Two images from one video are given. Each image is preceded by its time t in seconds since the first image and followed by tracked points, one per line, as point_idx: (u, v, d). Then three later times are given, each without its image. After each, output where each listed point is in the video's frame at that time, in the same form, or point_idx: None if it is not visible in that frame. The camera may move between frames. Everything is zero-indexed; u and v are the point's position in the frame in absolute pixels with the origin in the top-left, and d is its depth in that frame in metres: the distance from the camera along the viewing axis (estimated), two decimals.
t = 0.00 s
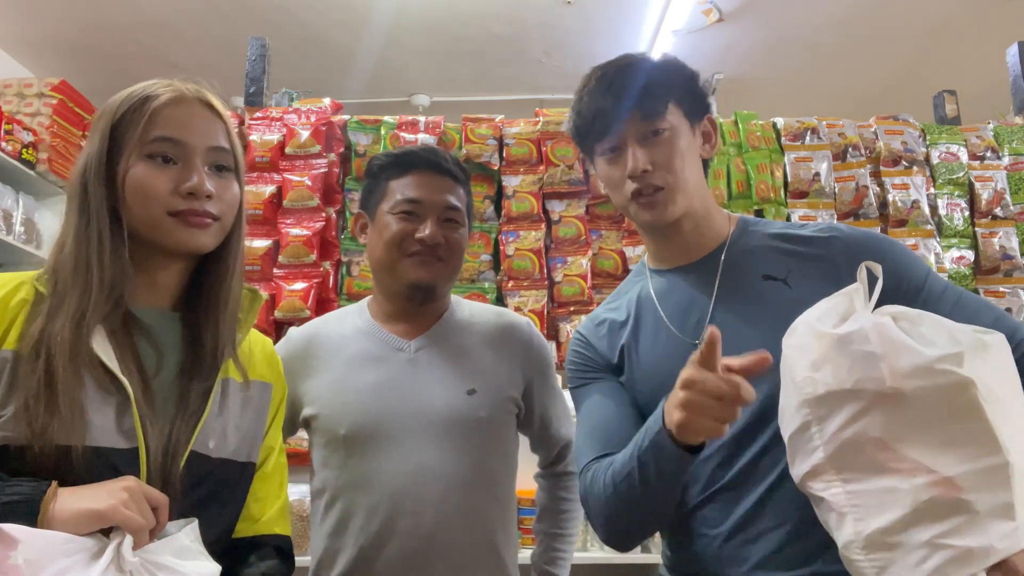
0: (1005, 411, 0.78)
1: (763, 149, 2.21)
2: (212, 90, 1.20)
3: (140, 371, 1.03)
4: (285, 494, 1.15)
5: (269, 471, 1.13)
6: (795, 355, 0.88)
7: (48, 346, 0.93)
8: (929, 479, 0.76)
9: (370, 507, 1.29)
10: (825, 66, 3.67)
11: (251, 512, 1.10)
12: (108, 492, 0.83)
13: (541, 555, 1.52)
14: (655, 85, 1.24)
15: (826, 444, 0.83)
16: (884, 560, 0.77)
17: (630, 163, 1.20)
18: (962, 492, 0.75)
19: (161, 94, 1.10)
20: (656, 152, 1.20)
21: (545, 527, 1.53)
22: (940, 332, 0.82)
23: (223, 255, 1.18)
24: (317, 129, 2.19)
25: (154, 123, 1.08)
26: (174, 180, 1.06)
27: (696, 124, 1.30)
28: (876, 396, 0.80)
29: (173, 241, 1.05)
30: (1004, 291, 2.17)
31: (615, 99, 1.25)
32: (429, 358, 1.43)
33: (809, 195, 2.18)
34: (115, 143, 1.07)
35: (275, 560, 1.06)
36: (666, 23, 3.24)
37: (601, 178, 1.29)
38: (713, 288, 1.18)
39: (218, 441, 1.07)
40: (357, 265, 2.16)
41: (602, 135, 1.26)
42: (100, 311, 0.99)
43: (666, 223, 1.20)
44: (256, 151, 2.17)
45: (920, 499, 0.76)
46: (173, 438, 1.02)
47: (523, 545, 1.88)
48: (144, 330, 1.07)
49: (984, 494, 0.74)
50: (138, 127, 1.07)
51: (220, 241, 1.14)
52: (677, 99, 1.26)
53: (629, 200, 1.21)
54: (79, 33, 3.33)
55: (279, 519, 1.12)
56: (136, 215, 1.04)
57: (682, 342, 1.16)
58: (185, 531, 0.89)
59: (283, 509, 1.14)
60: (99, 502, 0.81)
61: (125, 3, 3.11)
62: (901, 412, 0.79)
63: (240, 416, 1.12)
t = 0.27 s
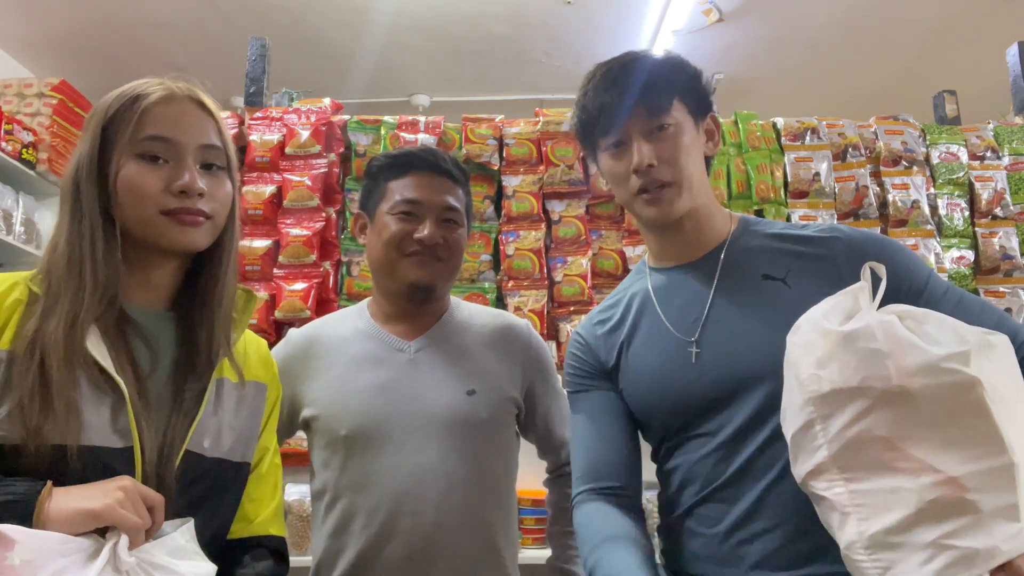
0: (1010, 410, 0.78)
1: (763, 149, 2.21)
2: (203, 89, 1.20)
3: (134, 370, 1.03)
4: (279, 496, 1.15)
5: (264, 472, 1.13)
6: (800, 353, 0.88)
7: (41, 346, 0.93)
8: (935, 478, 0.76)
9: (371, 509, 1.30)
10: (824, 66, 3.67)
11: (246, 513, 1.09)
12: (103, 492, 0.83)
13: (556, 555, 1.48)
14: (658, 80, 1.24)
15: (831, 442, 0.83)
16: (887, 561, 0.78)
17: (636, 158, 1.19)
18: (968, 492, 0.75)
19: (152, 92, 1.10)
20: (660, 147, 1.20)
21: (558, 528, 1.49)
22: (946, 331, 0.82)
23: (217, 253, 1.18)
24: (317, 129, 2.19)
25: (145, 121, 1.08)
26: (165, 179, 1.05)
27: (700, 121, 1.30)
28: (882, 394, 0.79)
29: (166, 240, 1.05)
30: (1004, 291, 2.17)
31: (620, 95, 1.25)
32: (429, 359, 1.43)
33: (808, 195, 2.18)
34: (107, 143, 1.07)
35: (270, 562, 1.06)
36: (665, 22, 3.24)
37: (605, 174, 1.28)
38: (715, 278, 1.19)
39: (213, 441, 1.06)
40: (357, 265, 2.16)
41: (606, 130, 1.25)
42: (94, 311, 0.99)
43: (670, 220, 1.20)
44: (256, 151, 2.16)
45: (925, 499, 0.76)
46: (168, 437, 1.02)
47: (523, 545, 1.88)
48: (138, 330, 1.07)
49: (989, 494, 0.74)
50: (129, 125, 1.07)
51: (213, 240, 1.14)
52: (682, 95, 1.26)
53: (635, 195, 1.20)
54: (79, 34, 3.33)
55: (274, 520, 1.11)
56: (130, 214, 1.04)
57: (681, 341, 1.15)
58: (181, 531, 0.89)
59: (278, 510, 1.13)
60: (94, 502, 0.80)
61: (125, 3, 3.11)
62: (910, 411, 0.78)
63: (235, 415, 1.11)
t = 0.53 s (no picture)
0: (1016, 410, 0.78)
1: (763, 149, 2.21)
2: (197, 87, 1.20)
3: (130, 369, 1.02)
4: (280, 495, 1.15)
5: (265, 472, 1.13)
6: (800, 353, 0.88)
7: (35, 346, 0.93)
8: (938, 480, 0.76)
9: (371, 510, 1.29)
10: (824, 66, 3.67)
11: (246, 511, 1.10)
12: (98, 491, 0.82)
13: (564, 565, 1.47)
14: (672, 71, 1.24)
15: (832, 444, 0.83)
16: (889, 564, 0.78)
17: (647, 149, 1.18)
18: (971, 494, 0.75)
19: (143, 91, 1.10)
20: (672, 140, 1.20)
21: (561, 538, 1.47)
22: (949, 330, 0.81)
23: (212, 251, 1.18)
24: (317, 129, 2.19)
25: (135, 120, 1.07)
26: (156, 177, 1.05)
27: (709, 118, 1.30)
28: (882, 395, 0.79)
29: (159, 239, 1.05)
30: (1004, 291, 2.17)
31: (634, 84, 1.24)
32: (428, 359, 1.43)
33: (808, 195, 2.18)
34: (98, 142, 1.07)
35: (271, 562, 1.07)
36: (665, 22, 3.24)
37: (611, 164, 1.27)
38: (715, 274, 1.18)
39: (210, 438, 1.06)
40: (357, 265, 2.16)
41: (616, 119, 1.24)
42: (89, 310, 0.99)
43: (675, 214, 1.19)
44: (256, 151, 2.16)
45: (927, 502, 0.76)
46: (165, 435, 1.02)
47: (523, 545, 1.88)
48: (133, 329, 1.07)
49: (994, 496, 0.74)
50: (120, 124, 1.06)
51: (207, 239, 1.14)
52: (694, 90, 1.26)
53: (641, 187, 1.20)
54: (79, 34, 3.33)
55: (275, 519, 1.11)
56: (123, 214, 1.04)
57: (681, 344, 1.15)
58: (179, 531, 0.89)
59: (280, 508, 1.14)
60: (90, 501, 0.80)
61: (125, 3, 3.11)
62: (910, 412, 0.78)
63: (233, 414, 1.11)
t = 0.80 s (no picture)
0: (1010, 421, 0.75)
1: (763, 149, 2.21)
2: (197, 85, 1.19)
3: (134, 371, 1.02)
4: (283, 494, 1.15)
5: (267, 472, 1.14)
6: (784, 364, 0.86)
7: (39, 348, 0.93)
8: (921, 495, 0.74)
9: (371, 511, 1.29)
10: (825, 66, 3.67)
11: (248, 513, 1.10)
12: (104, 494, 0.82)
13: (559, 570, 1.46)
14: (657, 73, 1.22)
15: (816, 455, 0.82)
16: None
17: (634, 154, 1.17)
18: (955, 509, 0.73)
19: (143, 89, 1.09)
20: (660, 143, 1.17)
21: (555, 545, 1.46)
22: (936, 338, 0.79)
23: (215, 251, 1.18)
24: (317, 129, 2.19)
25: (137, 119, 1.07)
26: (159, 176, 1.05)
27: (699, 116, 1.28)
28: (864, 409, 0.78)
29: (163, 238, 1.05)
30: (1004, 292, 2.16)
31: (620, 86, 1.22)
32: (429, 359, 1.43)
33: (809, 195, 2.18)
34: (100, 143, 1.06)
35: (274, 562, 1.06)
36: (665, 22, 3.24)
37: (601, 169, 1.25)
38: (707, 278, 1.18)
39: (215, 441, 1.07)
40: (357, 265, 2.16)
41: (602, 124, 1.23)
42: (92, 313, 0.99)
43: (667, 217, 1.18)
44: (256, 151, 2.16)
45: (910, 516, 0.74)
46: (170, 438, 1.02)
47: (523, 545, 1.88)
48: (137, 330, 1.07)
49: (980, 511, 0.72)
50: (122, 124, 1.06)
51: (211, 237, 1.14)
52: (682, 89, 1.24)
53: (630, 191, 1.19)
54: (79, 34, 3.33)
55: (277, 519, 1.11)
56: (126, 215, 1.04)
57: (674, 348, 1.16)
58: (184, 534, 0.89)
59: (283, 508, 1.14)
60: (96, 505, 0.80)
61: (125, 3, 3.11)
62: (893, 424, 0.77)
63: (237, 416, 1.11)
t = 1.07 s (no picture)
0: (997, 434, 0.72)
1: (763, 149, 2.21)
2: (209, 86, 1.20)
3: (139, 372, 1.02)
4: (284, 495, 1.15)
5: (268, 472, 1.13)
6: (768, 374, 0.85)
7: (46, 347, 0.93)
8: (900, 506, 0.73)
9: (372, 508, 1.29)
10: (825, 66, 3.67)
11: (251, 512, 1.10)
12: (109, 496, 0.83)
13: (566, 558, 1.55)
14: (655, 75, 1.22)
15: (799, 464, 0.81)
16: None
17: (632, 157, 1.16)
18: (934, 521, 0.71)
19: (155, 90, 1.10)
20: (658, 145, 1.17)
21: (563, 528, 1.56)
22: (919, 348, 0.77)
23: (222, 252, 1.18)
24: (317, 129, 2.19)
25: (148, 118, 1.07)
26: (168, 175, 1.05)
27: (697, 116, 1.28)
28: (841, 420, 0.77)
29: (169, 236, 1.05)
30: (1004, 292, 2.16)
31: (617, 88, 1.22)
32: (430, 356, 1.43)
33: (809, 195, 2.18)
34: (110, 141, 1.07)
35: (275, 563, 1.07)
36: (665, 22, 3.23)
37: (599, 172, 1.25)
38: (708, 283, 1.17)
39: (218, 442, 1.07)
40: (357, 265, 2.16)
41: (599, 127, 1.22)
42: (97, 311, 0.99)
43: (666, 220, 1.18)
44: (256, 151, 2.17)
45: (888, 527, 0.73)
46: (174, 439, 1.02)
47: (523, 545, 1.87)
48: (142, 330, 1.07)
49: (957, 523, 0.71)
50: (133, 123, 1.06)
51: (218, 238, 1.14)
52: (681, 90, 1.23)
53: (629, 195, 1.18)
54: (78, 33, 3.33)
55: (278, 520, 1.11)
56: (133, 214, 1.04)
57: (676, 352, 1.16)
58: (185, 534, 0.89)
59: (283, 509, 1.14)
60: (100, 506, 0.81)
61: (125, 3, 3.11)
62: (871, 435, 0.76)
63: (240, 417, 1.12)
